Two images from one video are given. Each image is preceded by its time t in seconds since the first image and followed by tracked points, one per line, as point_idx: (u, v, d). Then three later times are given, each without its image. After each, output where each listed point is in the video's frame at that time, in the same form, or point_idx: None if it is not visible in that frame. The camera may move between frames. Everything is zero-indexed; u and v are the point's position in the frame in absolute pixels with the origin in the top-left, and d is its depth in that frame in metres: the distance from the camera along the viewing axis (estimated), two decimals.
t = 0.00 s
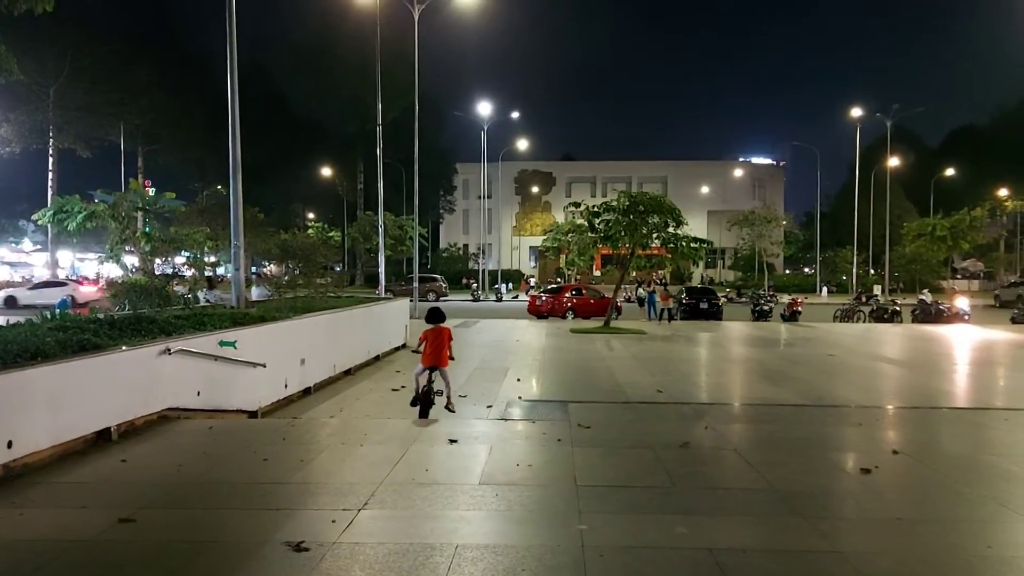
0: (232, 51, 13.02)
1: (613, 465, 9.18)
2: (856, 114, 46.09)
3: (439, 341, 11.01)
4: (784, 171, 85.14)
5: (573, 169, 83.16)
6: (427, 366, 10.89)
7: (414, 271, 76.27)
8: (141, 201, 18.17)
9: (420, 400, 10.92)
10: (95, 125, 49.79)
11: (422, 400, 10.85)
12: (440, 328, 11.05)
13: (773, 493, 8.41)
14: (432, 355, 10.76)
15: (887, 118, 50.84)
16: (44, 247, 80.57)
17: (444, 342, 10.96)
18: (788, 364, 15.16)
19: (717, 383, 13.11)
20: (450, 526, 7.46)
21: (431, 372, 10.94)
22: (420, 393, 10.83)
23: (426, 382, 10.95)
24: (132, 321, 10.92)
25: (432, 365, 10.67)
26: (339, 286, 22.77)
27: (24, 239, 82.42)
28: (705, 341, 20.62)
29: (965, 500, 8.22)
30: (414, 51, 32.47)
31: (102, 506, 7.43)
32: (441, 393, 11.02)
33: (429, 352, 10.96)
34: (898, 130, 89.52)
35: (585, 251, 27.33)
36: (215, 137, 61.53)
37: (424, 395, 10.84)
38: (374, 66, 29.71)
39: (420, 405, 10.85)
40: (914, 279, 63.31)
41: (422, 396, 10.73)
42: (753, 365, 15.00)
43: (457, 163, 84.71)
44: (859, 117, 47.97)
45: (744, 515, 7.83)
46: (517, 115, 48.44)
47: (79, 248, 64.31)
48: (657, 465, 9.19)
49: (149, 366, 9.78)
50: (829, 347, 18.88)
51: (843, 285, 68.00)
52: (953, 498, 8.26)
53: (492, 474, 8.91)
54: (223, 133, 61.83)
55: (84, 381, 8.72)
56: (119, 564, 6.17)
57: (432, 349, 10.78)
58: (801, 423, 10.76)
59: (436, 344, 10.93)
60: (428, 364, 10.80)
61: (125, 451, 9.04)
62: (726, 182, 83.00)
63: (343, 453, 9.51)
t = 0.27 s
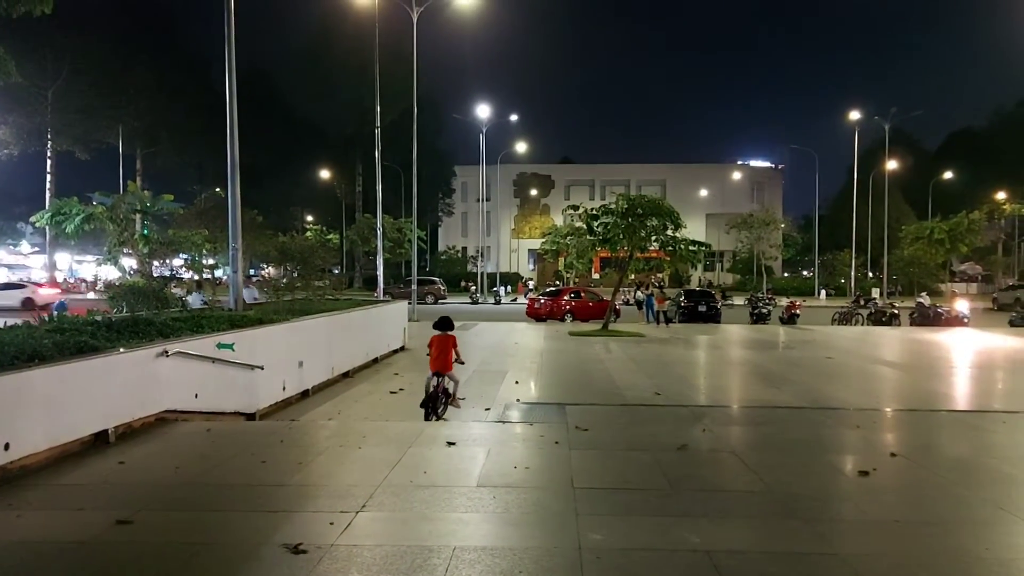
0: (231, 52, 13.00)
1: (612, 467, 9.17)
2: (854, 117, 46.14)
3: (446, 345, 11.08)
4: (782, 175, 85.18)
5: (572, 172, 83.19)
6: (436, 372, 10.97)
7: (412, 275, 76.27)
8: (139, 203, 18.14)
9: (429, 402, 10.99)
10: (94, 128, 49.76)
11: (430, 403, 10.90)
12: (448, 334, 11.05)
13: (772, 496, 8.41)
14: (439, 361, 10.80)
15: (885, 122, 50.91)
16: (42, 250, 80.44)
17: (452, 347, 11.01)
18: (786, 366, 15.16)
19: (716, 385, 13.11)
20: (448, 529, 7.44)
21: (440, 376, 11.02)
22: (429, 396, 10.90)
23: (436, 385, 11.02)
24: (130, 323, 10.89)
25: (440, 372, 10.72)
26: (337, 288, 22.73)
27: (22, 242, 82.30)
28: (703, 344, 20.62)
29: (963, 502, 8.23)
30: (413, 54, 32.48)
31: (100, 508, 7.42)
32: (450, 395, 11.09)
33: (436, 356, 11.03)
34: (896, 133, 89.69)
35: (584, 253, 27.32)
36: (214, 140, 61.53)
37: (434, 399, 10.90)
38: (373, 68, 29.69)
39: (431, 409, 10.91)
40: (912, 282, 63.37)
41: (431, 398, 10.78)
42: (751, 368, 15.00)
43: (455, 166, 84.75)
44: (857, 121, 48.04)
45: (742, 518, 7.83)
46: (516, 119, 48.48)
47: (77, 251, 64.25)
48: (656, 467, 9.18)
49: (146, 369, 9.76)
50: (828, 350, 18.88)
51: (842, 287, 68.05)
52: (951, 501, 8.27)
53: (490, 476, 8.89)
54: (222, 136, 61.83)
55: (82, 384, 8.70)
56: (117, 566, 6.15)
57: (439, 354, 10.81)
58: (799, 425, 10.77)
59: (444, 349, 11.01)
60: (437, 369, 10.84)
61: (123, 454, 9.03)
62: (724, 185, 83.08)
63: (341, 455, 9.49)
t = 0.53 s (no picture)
0: (228, 54, 13.00)
1: (610, 469, 9.15)
2: (852, 120, 46.17)
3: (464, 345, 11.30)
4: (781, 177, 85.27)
5: (570, 174, 83.17)
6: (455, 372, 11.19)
7: (410, 276, 76.25)
8: (137, 205, 18.15)
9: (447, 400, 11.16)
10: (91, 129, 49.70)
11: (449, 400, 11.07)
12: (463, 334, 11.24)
13: (769, 499, 8.41)
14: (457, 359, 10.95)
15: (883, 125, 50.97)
16: (39, 251, 80.30)
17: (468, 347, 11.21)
18: (784, 368, 15.17)
19: (714, 387, 13.12)
20: (445, 531, 7.43)
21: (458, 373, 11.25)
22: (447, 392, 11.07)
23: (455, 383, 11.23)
24: (126, 324, 10.87)
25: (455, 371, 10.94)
26: (335, 290, 22.70)
27: (19, 243, 82.14)
28: (702, 346, 20.63)
29: (960, 506, 8.25)
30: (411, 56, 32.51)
31: (96, 509, 7.40)
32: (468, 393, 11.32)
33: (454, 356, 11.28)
34: (894, 136, 89.83)
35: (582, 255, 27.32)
36: (211, 141, 61.48)
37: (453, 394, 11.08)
38: (371, 70, 29.68)
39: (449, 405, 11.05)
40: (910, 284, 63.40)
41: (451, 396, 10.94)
42: (750, 370, 15.00)
43: (453, 168, 84.79)
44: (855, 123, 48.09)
45: (738, 520, 7.84)
46: (514, 121, 48.48)
47: (75, 253, 64.14)
48: (654, 469, 9.17)
49: (143, 370, 9.75)
50: (827, 352, 18.86)
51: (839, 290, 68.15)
52: (948, 504, 8.29)
53: (488, 478, 8.88)
54: (220, 137, 61.79)
55: (78, 384, 8.68)
56: (113, 568, 6.13)
57: (455, 353, 10.96)
58: (796, 427, 10.77)
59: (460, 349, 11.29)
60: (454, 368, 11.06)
61: (119, 455, 9.01)
62: (722, 187, 83.17)
63: (337, 457, 9.47)
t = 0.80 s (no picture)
0: (214, 54, 12.94)
1: (595, 472, 9.16)
2: (837, 123, 46.41)
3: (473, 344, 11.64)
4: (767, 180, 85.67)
5: (557, 176, 83.15)
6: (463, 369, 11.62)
7: (397, 277, 76.08)
8: (122, 205, 18.16)
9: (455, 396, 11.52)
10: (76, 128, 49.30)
11: (457, 396, 11.47)
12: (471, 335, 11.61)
13: (753, 501, 8.45)
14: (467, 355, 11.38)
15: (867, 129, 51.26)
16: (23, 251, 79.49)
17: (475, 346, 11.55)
18: (770, 371, 15.22)
19: (700, 389, 13.15)
20: (430, 533, 7.42)
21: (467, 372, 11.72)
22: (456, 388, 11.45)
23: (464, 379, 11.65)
24: (110, 326, 10.79)
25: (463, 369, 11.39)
26: (322, 291, 22.61)
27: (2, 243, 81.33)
28: (688, 348, 20.68)
29: (943, 508, 8.31)
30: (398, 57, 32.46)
31: (78, 512, 7.34)
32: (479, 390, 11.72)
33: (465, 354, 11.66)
34: (879, 140, 90.43)
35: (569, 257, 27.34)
36: (198, 141, 61.12)
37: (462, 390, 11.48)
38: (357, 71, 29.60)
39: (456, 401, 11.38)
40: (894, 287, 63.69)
41: (459, 392, 11.34)
42: (735, 372, 15.05)
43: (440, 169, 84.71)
44: (840, 127, 48.40)
45: (722, 523, 7.87)
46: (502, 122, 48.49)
47: (59, 253, 63.57)
48: (639, 472, 9.18)
49: (126, 371, 9.68)
50: (811, 354, 18.94)
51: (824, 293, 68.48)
52: (930, 507, 8.35)
53: (473, 480, 8.87)
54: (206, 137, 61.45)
55: (61, 386, 8.61)
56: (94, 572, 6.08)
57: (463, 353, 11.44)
58: (781, 429, 10.81)
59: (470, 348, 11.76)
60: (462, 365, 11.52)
61: (102, 457, 8.95)
62: (709, 190, 83.48)
63: (322, 460, 9.43)
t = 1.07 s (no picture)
0: (175, 54, 12.79)
1: (557, 476, 9.19)
2: (799, 130, 47.08)
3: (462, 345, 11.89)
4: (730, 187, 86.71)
5: (524, 180, 83.20)
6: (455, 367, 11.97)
7: (363, 280, 75.60)
8: (80, 207, 18.22)
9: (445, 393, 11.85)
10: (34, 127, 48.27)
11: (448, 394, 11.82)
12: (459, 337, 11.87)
13: (715, 504, 8.54)
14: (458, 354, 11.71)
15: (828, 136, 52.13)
16: None
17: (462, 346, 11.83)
18: (733, 375, 15.37)
19: (664, 393, 13.24)
20: (393, 538, 7.39)
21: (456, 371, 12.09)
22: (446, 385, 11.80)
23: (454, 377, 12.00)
24: (67, 329, 10.60)
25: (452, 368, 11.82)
26: (285, 294, 22.41)
27: None
28: (652, 352, 20.81)
29: (900, 510, 8.46)
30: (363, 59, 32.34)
31: (32, 519, 7.19)
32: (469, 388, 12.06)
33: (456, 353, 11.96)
34: (840, 147, 91.91)
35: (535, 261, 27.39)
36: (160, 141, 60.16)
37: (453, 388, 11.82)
38: (322, 72, 29.43)
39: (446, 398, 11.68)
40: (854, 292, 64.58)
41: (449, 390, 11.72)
42: (699, 376, 15.19)
43: (407, 172, 84.42)
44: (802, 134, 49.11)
45: (686, 526, 7.95)
46: (469, 125, 48.47)
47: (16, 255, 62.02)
48: (601, 475, 9.23)
49: (84, 375, 9.50)
50: (772, 358, 19.19)
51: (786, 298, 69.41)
52: (888, 509, 8.50)
53: (436, 484, 8.86)
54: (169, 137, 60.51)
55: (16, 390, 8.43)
56: None
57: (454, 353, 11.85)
58: (743, 432, 10.93)
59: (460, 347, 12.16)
60: (453, 364, 11.88)
61: (58, 462, 8.78)
62: (674, 195, 84.17)
63: (284, 464, 9.35)
